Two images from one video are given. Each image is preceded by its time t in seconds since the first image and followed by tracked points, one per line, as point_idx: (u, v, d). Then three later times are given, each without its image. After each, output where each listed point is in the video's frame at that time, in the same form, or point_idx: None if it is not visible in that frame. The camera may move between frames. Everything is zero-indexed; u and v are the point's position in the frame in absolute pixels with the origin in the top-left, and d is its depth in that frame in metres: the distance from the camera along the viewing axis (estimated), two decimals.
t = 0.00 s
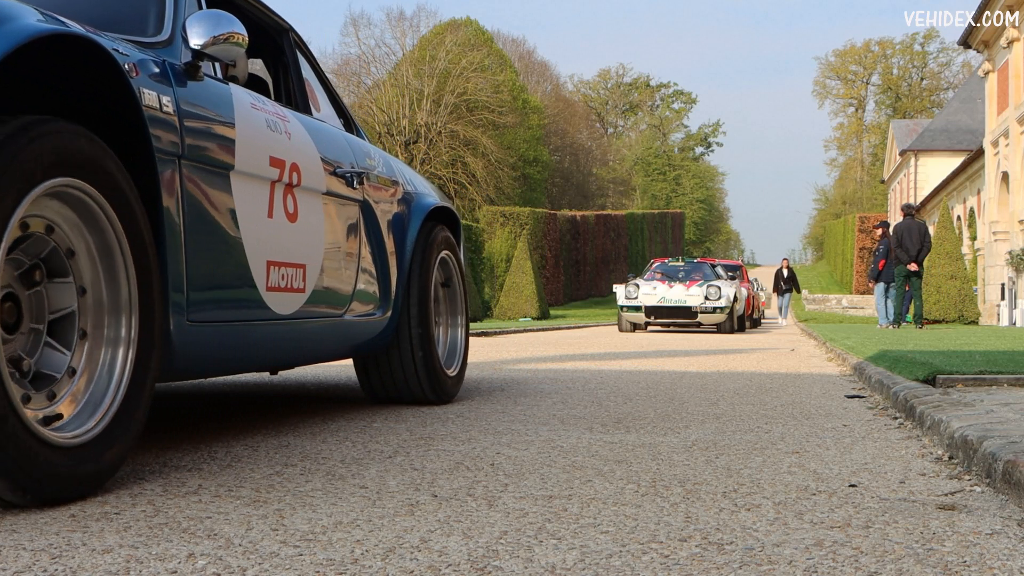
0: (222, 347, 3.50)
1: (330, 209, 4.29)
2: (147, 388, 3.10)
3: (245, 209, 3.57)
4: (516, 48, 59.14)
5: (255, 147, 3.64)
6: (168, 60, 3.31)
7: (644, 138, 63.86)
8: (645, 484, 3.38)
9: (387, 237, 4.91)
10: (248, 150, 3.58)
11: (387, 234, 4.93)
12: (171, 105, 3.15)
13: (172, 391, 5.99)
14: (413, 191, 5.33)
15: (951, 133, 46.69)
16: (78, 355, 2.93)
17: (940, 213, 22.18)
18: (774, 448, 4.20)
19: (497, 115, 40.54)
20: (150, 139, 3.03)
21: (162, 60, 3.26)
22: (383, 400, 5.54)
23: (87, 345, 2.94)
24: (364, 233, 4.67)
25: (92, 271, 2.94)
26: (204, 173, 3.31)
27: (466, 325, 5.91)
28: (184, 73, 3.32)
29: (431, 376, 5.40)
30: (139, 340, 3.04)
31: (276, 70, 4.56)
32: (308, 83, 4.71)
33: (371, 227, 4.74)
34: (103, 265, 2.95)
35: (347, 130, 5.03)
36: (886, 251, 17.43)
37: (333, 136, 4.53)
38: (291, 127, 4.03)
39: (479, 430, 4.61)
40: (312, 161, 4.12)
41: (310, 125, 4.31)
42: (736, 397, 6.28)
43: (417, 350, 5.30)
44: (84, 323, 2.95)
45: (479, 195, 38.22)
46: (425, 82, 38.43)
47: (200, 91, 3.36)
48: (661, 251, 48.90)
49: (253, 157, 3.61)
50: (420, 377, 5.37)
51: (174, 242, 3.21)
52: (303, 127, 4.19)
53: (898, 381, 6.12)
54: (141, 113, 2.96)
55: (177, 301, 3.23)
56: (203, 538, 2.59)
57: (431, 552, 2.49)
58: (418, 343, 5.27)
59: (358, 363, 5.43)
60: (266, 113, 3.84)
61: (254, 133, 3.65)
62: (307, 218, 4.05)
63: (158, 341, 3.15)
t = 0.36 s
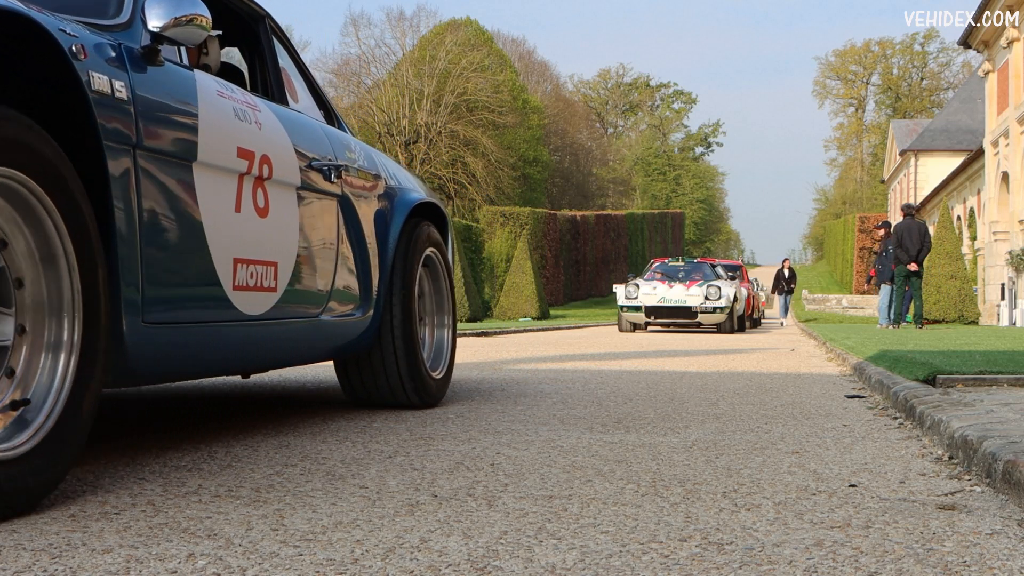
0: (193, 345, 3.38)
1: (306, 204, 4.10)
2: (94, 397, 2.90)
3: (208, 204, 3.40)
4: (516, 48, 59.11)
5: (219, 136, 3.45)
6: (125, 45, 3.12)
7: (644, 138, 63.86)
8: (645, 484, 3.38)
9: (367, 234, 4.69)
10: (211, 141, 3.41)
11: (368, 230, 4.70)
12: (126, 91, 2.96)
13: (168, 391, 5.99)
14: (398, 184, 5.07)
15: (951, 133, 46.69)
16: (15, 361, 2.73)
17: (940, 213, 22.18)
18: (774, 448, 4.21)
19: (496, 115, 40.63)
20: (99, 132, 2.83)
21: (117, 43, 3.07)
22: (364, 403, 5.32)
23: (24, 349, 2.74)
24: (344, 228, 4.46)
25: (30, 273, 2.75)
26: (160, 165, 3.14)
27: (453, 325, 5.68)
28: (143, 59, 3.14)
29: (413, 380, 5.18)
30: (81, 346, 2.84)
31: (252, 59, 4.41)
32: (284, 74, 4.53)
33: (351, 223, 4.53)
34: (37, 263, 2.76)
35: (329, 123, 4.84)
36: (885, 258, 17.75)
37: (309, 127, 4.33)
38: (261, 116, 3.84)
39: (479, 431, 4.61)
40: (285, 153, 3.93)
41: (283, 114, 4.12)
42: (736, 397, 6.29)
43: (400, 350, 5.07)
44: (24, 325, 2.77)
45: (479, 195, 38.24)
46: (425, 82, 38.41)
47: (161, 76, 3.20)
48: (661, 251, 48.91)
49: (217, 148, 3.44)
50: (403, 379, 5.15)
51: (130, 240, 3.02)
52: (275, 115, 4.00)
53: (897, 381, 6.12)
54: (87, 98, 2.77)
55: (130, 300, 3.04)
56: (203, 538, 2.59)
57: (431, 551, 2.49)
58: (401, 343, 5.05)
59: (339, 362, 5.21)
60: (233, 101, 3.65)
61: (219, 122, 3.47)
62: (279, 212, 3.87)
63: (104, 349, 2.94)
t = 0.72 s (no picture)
0: (181, 347, 3.37)
1: (281, 199, 3.97)
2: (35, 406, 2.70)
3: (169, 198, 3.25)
4: (516, 48, 59.03)
5: (181, 126, 3.31)
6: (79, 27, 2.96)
7: (644, 138, 63.83)
8: (645, 484, 3.38)
9: (349, 230, 4.49)
10: (175, 130, 3.28)
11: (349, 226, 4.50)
12: (78, 75, 2.81)
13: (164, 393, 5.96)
14: (383, 179, 4.87)
15: (951, 133, 46.67)
16: None
17: (940, 213, 22.17)
18: (774, 448, 4.20)
19: (496, 115, 40.67)
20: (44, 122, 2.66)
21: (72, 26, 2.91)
22: (346, 404, 5.10)
23: None
24: (324, 225, 4.31)
25: None
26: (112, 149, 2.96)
27: (440, 325, 5.48)
28: (100, 42, 2.99)
29: (398, 384, 4.97)
30: (23, 350, 2.64)
31: (231, 48, 4.26)
32: (263, 63, 4.40)
33: (331, 218, 4.36)
34: None
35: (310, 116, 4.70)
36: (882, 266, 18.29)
37: (287, 118, 4.19)
38: (233, 106, 3.71)
39: (479, 431, 4.61)
40: (258, 144, 3.79)
41: (258, 105, 3.98)
42: (736, 397, 6.29)
43: (383, 353, 4.85)
44: None
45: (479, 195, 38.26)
46: (425, 82, 38.37)
47: (119, 62, 3.05)
48: (661, 251, 48.91)
49: (182, 138, 3.31)
50: (386, 383, 4.94)
51: (87, 238, 2.85)
52: (248, 105, 3.86)
53: (897, 381, 6.12)
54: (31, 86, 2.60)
55: (86, 298, 2.86)
56: (204, 538, 2.59)
57: (432, 551, 2.49)
58: (384, 346, 4.83)
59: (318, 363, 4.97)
60: (201, 89, 3.53)
61: (183, 112, 3.33)
62: (250, 207, 3.73)
63: (50, 349, 2.73)
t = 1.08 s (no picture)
0: (181, 345, 3.39)
1: (258, 193, 3.80)
2: None
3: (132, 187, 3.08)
4: (515, 48, 59.00)
5: (150, 119, 3.14)
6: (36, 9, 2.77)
7: (644, 138, 63.78)
8: (645, 484, 3.38)
9: (331, 226, 4.33)
10: (142, 120, 3.10)
11: (331, 221, 4.34)
12: (31, 59, 2.62)
13: (158, 395, 5.91)
14: (367, 175, 4.71)
15: (951, 133, 46.67)
16: None
17: (940, 213, 22.16)
18: (773, 448, 4.21)
19: (496, 115, 40.73)
20: None
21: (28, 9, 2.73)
22: (330, 407, 4.93)
23: None
24: (305, 220, 4.14)
25: None
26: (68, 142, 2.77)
27: (427, 326, 5.33)
28: (59, 26, 2.80)
29: (383, 386, 4.80)
30: None
31: (209, 37, 4.09)
32: (241, 52, 4.24)
33: (312, 213, 4.20)
34: None
35: (292, 108, 4.55)
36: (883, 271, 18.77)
37: (265, 109, 4.03)
38: (205, 95, 3.53)
39: (479, 430, 4.62)
40: (233, 135, 3.62)
41: (234, 94, 3.81)
42: (735, 397, 6.29)
43: (367, 355, 4.68)
44: None
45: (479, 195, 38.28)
46: (425, 82, 38.35)
47: (82, 48, 2.88)
48: (661, 251, 48.93)
49: (149, 128, 3.13)
50: (371, 386, 4.78)
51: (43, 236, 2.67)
52: (223, 95, 3.69)
53: (897, 381, 6.12)
54: None
55: (37, 295, 2.67)
56: (203, 538, 2.59)
57: (431, 551, 2.49)
58: (368, 348, 4.66)
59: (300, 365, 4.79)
60: (170, 77, 3.35)
61: (150, 102, 3.16)
62: (224, 202, 3.56)
63: None
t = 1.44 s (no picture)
0: (179, 345, 3.39)
1: (235, 188, 3.67)
2: None
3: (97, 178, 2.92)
4: (515, 48, 58.94)
5: (121, 108, 3.01)
6: None
7: (644, 138, 63.74)
8: (645, 484, 3.38)
9: (316, 222, 4.19)
10: (109, 111, 2.96)
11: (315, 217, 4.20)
12: None
13: (153, 395, 5.87)
14: (354, 170, 4.57)
15: (951, 133, 46.65)
16: None
17: (940, 213, 22.16)
18: (774, 448, 4.20)
19: (497, 115, 40.74)
20: None
21: None
22: (317, 410, 4.81)
23: None
24: (286, 216, 4.01)
25: None
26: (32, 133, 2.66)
27: (417, 326, 5.20)
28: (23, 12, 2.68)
29: (368, 388, 4.66)
30: None
31: (188, 27, 3.97)
32: (223, 43, 4.14)
33: (295, 208, 4.07)
34: None
35: (276, 102, 4.45)
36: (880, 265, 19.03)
37: (246, 101, 3.90)
38: (180, 86, 3.39)
39: (480, 430, 4.61)
40: (209, 127, 3.49)
41: (211, 85, 3.68)
42: (736, 397, 6.28)
43: (352, 357, 4.55)
44: None
45: (479, 195, 38.25)
46: (425, 82, 38.33)
47: (45, 33, 2.75)
48: (661, 251, 48.94)
49: (118, 119, 3.00)
50: (357, 387, 4.64)
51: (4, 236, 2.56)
52: (199, 85, 3.56)
53: (897, 381, 6.12)
54: None
55: None
56: (204, 538, 2.58)
57: (431, 551, 2.49)
58: (353, 348, 4.53)
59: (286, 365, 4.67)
60: (142, 67, 3.21)
61: (121, 90, 3.04)
62: (199, 199, 3.43)
63: None
